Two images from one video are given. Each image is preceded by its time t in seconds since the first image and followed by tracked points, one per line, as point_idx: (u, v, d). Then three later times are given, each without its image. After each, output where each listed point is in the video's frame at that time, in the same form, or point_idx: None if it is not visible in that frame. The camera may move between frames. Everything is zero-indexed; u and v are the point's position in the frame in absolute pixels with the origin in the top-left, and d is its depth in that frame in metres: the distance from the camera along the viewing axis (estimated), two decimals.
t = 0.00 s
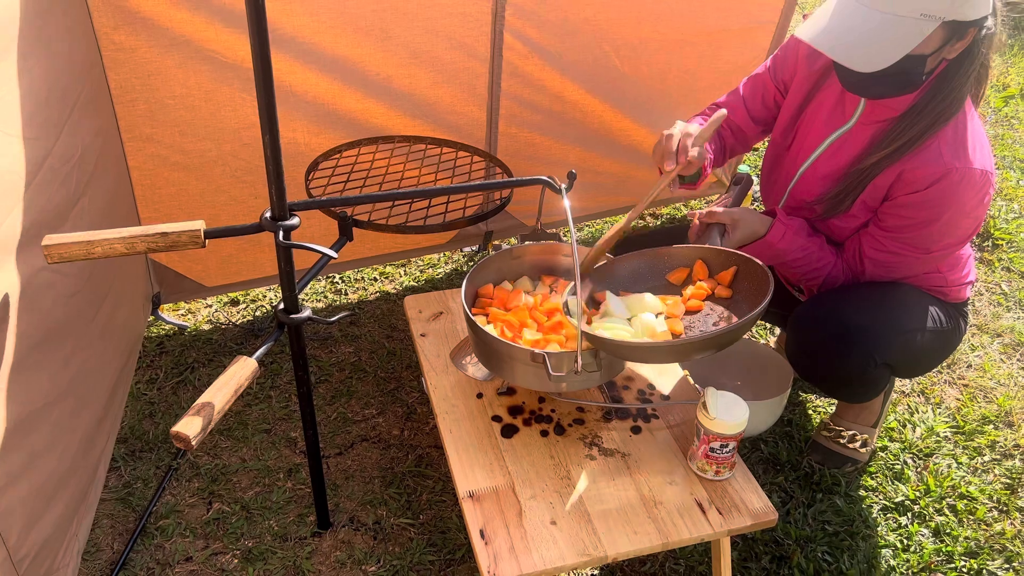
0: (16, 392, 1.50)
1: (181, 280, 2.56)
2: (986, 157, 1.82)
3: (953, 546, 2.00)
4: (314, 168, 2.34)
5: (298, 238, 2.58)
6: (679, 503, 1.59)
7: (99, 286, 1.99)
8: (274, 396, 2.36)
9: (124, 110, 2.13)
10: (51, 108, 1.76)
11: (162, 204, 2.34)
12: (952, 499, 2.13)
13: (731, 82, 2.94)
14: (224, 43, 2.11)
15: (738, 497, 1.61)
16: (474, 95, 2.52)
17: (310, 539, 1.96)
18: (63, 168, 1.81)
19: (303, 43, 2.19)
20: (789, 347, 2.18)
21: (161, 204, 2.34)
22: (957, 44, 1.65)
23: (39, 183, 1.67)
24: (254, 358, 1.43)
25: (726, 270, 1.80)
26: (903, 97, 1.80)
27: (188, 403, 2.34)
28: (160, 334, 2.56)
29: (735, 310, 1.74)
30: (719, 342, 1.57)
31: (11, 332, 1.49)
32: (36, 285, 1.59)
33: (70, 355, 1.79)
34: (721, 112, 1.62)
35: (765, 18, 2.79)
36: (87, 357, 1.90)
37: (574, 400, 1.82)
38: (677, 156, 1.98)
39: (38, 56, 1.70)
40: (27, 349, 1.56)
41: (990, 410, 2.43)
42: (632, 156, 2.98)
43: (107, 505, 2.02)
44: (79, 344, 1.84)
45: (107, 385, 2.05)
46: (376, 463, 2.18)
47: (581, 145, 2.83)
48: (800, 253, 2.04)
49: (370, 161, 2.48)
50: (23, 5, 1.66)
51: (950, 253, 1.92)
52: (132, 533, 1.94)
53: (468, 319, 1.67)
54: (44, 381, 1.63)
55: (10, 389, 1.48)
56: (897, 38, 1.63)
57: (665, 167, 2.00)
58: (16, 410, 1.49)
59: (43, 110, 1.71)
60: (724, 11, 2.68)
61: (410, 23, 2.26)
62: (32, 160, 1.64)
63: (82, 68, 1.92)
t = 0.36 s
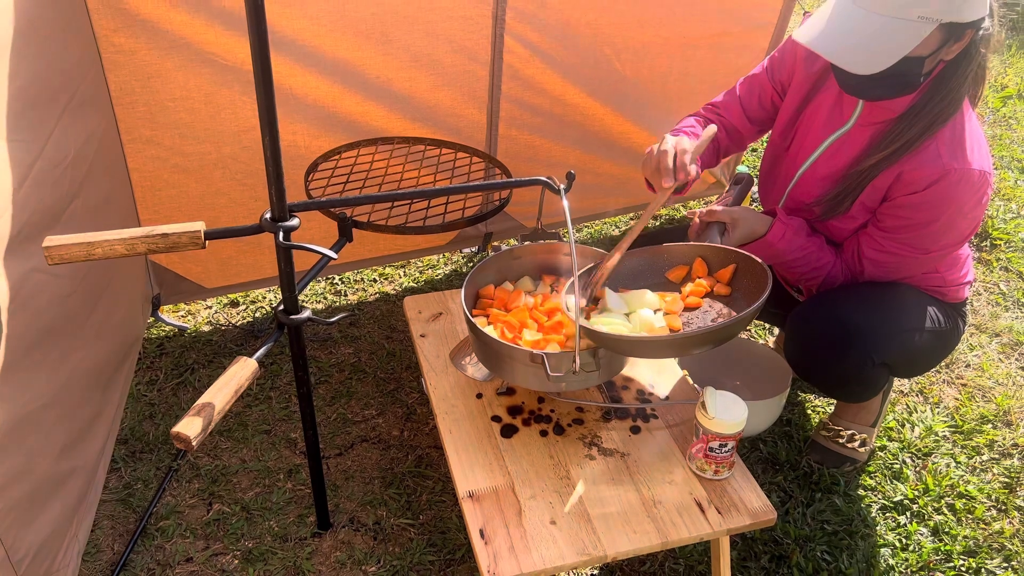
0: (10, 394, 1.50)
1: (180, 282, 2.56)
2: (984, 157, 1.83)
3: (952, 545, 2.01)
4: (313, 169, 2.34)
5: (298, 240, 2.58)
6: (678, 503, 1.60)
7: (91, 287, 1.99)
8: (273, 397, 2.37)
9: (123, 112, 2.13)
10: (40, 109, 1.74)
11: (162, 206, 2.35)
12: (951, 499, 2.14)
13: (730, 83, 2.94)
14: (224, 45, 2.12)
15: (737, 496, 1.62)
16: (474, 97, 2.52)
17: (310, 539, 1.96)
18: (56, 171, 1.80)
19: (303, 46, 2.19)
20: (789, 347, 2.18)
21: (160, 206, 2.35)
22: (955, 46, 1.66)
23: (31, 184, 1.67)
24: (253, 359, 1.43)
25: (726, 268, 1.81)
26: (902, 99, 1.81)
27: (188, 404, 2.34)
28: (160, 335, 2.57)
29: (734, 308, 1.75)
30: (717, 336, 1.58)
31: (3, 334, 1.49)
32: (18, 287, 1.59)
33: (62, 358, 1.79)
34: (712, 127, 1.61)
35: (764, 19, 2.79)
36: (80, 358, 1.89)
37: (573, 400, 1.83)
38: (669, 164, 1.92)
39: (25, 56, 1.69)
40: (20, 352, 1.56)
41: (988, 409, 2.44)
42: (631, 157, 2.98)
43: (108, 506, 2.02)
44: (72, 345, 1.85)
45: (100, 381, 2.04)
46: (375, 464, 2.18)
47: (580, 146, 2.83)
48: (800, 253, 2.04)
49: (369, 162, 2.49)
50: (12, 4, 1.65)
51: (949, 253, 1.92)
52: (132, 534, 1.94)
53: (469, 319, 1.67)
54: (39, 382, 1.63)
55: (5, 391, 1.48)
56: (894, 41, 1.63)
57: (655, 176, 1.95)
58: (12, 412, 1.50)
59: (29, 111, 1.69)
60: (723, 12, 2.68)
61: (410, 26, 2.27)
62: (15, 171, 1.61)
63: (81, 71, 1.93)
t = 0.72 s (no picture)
0: (22, 395, 1.50)
1: (180, 283, 2.56)
2: (983, 157, 1.84)
3: (951, 544, 2.01)
4: (313, 170, 2.35)
5: (297, 241, 2.59)
6: (677, 502, 1.60)
7: (101, 287, 2.00)
8: (273, 398, 2.37)
9: (123, 114, 2.14)
10: (58, 109, 1.77)
11: (162, 207, 2.35)
12: (950, 498, 2.14)
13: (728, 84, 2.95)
14: (224, 48, 2.12)
15: (736, 495, 1.62)
16: (473, 99, 2.53)
17: (310, 540, 1.96)
18: (69, 171, 1.82)
19: (303, 48, 2.20)
20: (789, 348, 2.19)
21: (160, 208, 2.35)
22: (953, 49, 1.66)
23: (45, 186, 1.68)
24: (253, 360, 1.44)
25: (725, 275, 1.81)
26: (900, 101, 1.82)
27: (187, 405, 2.34)
28: (160, 337, 2.57)
29: (731, 317, 1.77)
30: (718, 347, 1.56)
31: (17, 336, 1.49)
32: (43, 287, 1.60)
33: (74, 358, 1.80)
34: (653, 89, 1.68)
35: (762, 20, 2.80)
36: (90, 359, 1.90)
37: (572, 400, 1.83)
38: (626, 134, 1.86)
39: (45, 58, 1.71)
40: (33, 353, 1.56)
41: (987, 409, 2.44)
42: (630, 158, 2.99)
43: (108, 507, 2.02)
44: (83, 345, 1.86)
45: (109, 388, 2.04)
46: (375, 464, 2.19)
47: (579, 148, 2.84)
48: (801, 256, 2.04)
49: (369, 163, 2.49)
50: (29, 6, 1.66)
51: (949, 253, 1.93)
52: (132, 534, 1.95)
53: (469, 320, 1.67)
54: (49, 382, 1.63)
55: (16, 392, 1.48)
56: (894, 45, 1.64)
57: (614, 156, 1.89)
58: (22, 413, 1.49)
59: (50, 112, 1.73)
60: (722, 13, 2.68)
61: (409, 28, 2.27)
62: (41, 165, 1.66)
63: (84, 73, 1.93)
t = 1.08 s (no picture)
0: (29, 395, 1.50)
1: (180, 284, 2.56)
2: (982, 158, 1.84)
3: (951, 544, 2.01)
4: (313, 171, 2.35)
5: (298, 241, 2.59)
6: (677, 502, 1.60)
7: (106, 288, 2.01)
8: (273, 399, 2.37)
9: (123, 115, 2.14)
10: (67, 108, 1.78)
11: (162, 208, 2.35)
12: (950, 498, 2.14)
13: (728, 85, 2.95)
14: (224, 48, 2.12)
15: (736, 495, 1.62)
16: (473, 99, 2.53)
17: (310, 540, 1.97)
18: (78, 172, 1.83)
19: (303, 49, 2.20)
20: (789, 349, 2.19)
21: (160, 209, 2.35)
22: (952, 50, 1.67)
23: (55, 187, 1.69)
24: (253, 360, 1.44)
25: (726, 276, 1.81)
26: (900, 102, 1.82)
27: (188, 406, 2.35)
28: (160, 337, 2.57)
29: (730, 317, 1.76)
30: (717, 347, 1.56)
31: (26, 336, 1.49)
32: (49, 287, 1.60)
33: (80, 360, 1.80)
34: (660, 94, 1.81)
35: (761, 21, 2.80)
36: (95, 361, 1.91)
37: (572, 401, 1.83)
38: (639, 144, 1.80)
39: (54, 59, 1.72)
40: (41, 354, 1.56)
41: (987, 409, 2.44)
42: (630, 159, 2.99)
43: (109, 508, 2.02)
44: (89, 346, 1.86)
45: (113, 392, 2.04)
46: (375, 465, 2.19)
47: (579, 148, 2.84)
48: (801, 257, 2.04)
49: (368, 164, 2.49)
50: (37, 8, 1.67)
51: (949, 253, 1.93)
52: (133, 535, 1.95)
53: (469, 319, 1.67)
54: (55, 382, 1.63)
55: (25, 390, 1.48)
56: (893, 47, 1.64)
57: (620, 158, 1.77)
58: (29, 412, 1.50)
59: (58, 111, 1.73)
60: (721, 13, 2.69)
61: (409, 28, 2.27)
62: (50, 162, 1.67)
63: (86, 73, 1.93)
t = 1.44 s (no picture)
0: (28, 396, 1.50)
1: (180, 285, 2.56)
2: (982, 155, 1.84)
3: (952, 544, 2.01)
4: (313, 171, 2.35)
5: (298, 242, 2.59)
6: (678, 503, 1.60)
7: (106, 289, 2.01)
8: (274, 400, 2.37)
9: (123, 115, 2.13)
10: (65, 108, 1.78)
11: (162, 209, 2.35)
12: (951, 499, 2.14)
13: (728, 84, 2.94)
14: (224, 48, 2.12)
15: (737, 496, 1.62)
16: (473, 99, 2.53)
17: (311, 541, 1.96)
18: (75, 173, 1.83)
19: (303, 48, 2.20)
20: (790, 350, 2.19)
21: (160, 209, 2.35)
22: (948, 49, 1.66)
23: (52, 189, 1.68)
24: (254, 361, 1.43)
25: (730, 278, 1.81)
26: (898, 101, 1.82)
27: (188, 407, 2.34)
28: (160, 338, 2.57)
29: (734, 321, 1.76)
30: (718, 352, 1.56)
31: (24, 338, 1.49)
32: (47, 288, 1.60)
33: (78, 361, 1.79)
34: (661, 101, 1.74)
35: (761, 20, 2.80)
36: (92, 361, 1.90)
37: (573, 402, 1.83)
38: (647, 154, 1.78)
39: (53, 60, 1.72)
40: (38, 355, 1.56)
41: (987, 409, 2.44)
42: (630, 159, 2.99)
43: (109, 509, 2.02)
44: (87, 346, 1.86)
45: (112, 392, 2.04)
46: (376, 466, 2.18)
47: (579, 148, 2.84)
48: (802, 257, 2.04)
49: (368, 165, 2.49)
50: (34, 7, 1.67)
51: (949, 252, 1.93)
52: (133, 536, 1.95)
53: (470, 320, 1.67)
54: (54, 383, 1.63)
55: (23, 391, 1.48)
56: (889, 45, 1.64)
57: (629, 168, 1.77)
58: (27, 413, 1.49)
59: (55, 110, 1.73)
60: (721, 13, 2.69)
61: (409, 28, 2.27)
62: (46, 163, 1.66)
63: (84, 74, 1.93)
